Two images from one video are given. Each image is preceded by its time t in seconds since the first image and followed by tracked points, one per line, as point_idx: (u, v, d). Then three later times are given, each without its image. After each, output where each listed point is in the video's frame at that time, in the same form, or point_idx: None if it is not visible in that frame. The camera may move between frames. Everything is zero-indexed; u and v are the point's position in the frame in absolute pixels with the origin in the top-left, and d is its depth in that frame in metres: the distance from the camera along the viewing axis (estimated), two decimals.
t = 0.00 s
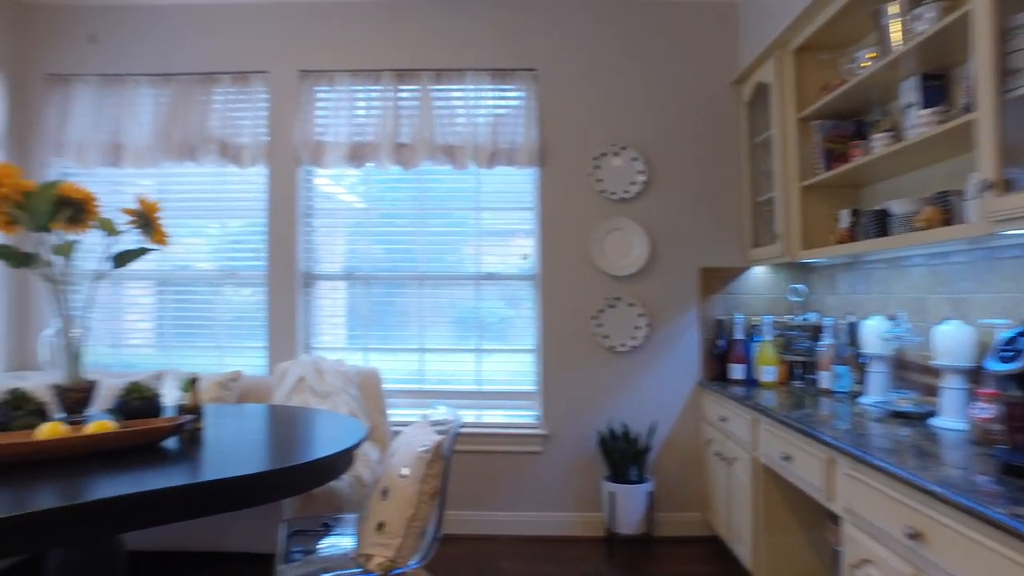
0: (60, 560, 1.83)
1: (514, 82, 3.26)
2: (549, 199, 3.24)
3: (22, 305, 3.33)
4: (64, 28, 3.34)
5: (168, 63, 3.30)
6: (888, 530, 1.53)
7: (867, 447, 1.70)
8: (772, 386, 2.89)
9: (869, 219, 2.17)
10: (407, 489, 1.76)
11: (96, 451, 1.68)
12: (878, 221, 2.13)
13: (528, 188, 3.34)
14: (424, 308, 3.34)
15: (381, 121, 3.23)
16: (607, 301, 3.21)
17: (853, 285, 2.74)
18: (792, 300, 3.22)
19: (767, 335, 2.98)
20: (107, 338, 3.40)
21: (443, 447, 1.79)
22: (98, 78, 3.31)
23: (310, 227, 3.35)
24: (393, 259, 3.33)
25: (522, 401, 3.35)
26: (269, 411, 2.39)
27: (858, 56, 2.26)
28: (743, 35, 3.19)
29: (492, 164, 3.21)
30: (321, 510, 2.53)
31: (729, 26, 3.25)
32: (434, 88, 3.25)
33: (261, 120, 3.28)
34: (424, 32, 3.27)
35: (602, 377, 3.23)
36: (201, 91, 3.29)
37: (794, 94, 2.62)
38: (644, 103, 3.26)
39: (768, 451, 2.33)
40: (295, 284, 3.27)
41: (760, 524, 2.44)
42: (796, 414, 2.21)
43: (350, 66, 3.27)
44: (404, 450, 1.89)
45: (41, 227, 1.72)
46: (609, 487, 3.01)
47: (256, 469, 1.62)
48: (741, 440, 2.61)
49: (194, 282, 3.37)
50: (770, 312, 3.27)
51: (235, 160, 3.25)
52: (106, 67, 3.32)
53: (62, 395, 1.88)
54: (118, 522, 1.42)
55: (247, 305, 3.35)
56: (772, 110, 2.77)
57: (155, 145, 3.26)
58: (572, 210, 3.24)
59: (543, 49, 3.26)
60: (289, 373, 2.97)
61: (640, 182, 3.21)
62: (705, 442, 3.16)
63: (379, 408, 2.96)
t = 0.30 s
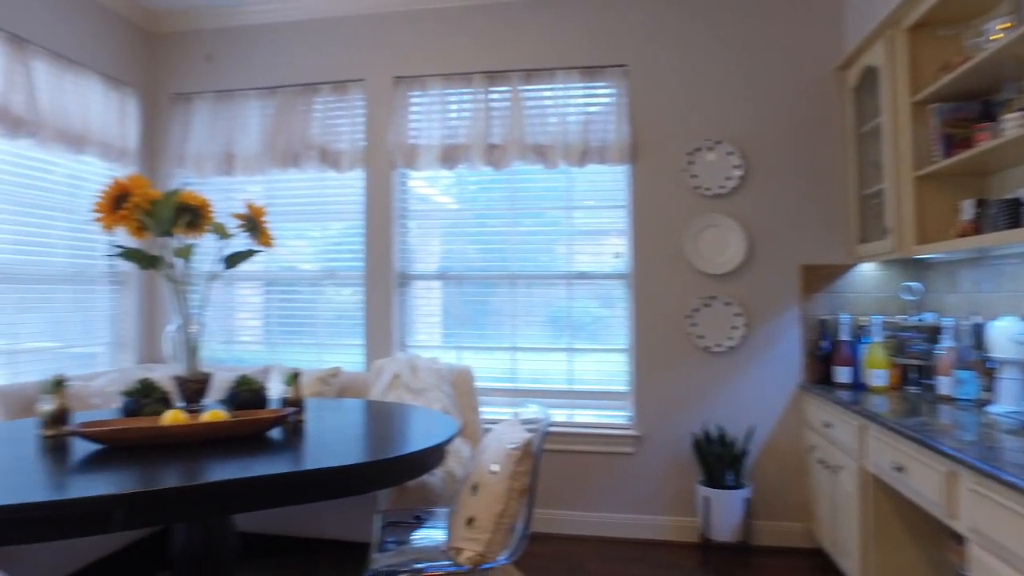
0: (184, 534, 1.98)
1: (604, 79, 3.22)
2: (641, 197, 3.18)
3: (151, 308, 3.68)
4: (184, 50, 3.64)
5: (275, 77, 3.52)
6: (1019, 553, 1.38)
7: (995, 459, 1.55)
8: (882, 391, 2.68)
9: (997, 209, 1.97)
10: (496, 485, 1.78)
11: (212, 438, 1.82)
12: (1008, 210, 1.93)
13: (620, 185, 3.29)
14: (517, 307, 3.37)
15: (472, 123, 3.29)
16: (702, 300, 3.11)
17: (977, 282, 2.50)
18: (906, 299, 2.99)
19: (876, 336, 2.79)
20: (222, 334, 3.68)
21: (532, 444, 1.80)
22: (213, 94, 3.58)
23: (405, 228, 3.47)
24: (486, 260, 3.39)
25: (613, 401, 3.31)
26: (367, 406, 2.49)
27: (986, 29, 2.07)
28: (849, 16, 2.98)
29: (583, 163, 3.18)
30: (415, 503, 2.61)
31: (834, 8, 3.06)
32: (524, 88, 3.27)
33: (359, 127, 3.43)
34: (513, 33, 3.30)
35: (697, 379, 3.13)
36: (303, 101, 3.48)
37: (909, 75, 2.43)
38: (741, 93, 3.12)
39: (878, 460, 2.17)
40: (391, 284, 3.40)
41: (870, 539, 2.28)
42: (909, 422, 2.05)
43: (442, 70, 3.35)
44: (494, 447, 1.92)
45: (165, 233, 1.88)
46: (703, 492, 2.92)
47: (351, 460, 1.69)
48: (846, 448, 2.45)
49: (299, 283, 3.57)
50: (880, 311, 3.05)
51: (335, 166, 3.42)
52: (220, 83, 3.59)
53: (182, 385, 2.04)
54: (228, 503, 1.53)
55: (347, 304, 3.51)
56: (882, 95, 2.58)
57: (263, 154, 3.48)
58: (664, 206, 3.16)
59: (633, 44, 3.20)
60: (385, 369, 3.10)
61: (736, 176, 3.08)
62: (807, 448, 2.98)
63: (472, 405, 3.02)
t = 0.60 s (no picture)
0: (271, 525, 2.09)
1: (683, 73, 3.12)
2: (722, 194, 3.07)
3: (242, 307, 3.88)
4: (275, 62, 3.83)
5: (358, 84, 3.64)
6: None
7: None
8: (992, 400, 2.46)
9: None
10: (572, 486, 1.76)
11: (297, 432, 1.90)
12: None
13: (700, 182, 3.19)
14: (594, 307, 3.33)
15: (549, 123, 3.28)
16: (788, 300, 2.96)
17: None
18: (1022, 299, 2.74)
19: (985, 339, 2.56)
20: (308, 333, 3.85)
21: (608, 445, 1.77)
22: (301, 103, 3.75)
23: (484, 228, 3.50)
24: (564, 260, 3.37)
25: (694, 404, 3.21)
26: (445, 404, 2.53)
27: None
28: None
29: (662, 160, 3.11)
30: (491, 501, 2.63)
31: None
32: (602, 86, 3.23)
33: (437, 130, 3.50)
34: (590, 31, 3.26)
35: (784, 383, 2.98)
36: (384, 106, 3.58)
37: None
38: (832, 81, 2.95)
39: (989, 475, 1.99)
40: (470, 284, 3.44)
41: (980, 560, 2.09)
42: None
43: (519, 71, 3.36)
44: (570, 448, 1.90)
45: (255, 235, 1.98)
46: (788, 500, 2.77)
47: (427, 458, 1.72)
48: (951, 459, 2.26)
49: (381, 283, 3.68)
50: (990, 312, 2.80)
51: (414, 169, 3.50)
52: (307, 92, 3.75)
53: (270, 381, 2.15)
54: (312, 496, 1.59)
55: (426, 304, 3.59)
56: (995, 76, 2.36)
57: (346, 158, 3.61)
58: (747, 203, 3.04)
59: (715, 35, 3.09)
60: (463, 368, 3.14)
61: (826, 170, 2.91)
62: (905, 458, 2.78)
63: (550, 405, 3.01)
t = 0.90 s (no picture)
0: (322, 520, 2.14)
1: (738, 68, 3.04)
2: (778, 191, 2.97)
3: (298, 307, 4.00)
4: (330, 68, 3.93)
5: (410, 88, 3.70)
6: None
7: None
8: None
9: None
10: (622, 488, 1.73)
11: (348, 430, 1.95)
12: None
13: (756, 179, 3.10)
14: (646, 307, 3.28)
15: (600, 121, 3.25)
16: (849, 300, 2.84)
17: None
18: None
19: None
20: (362, 332, 3.94)
21: (659, 448, 1.73)
22: (354, 107, 3.83)
23: (535, 228, 3.50)
24: (617, 260, 3.33)
25: (749, 407, 3.12)
26: (495, 404, 2.54)
27: None
28: None
29: (716, 158, 3.04)
30: (540, 502, 2.63)
31: None
32: (654, 83, 3.18)
33: (487, 131, 3.52)
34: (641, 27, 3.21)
35: (845, 387, 2.86)
36: (435, 108, 3.62)
37: None
38: (897, 71, 2.81)
39: None
40: (522, 284, 3.45)
41: None
42: None
43: (570, 70, 3.34)
44: (620, 449, 1.87)
45: (309, 237, 2.04)
46: (849, 508, 2.66)
47: (474, 458, 1.73)
48: None
49: (433, 283, 3.73)
50: None
51: (465, 170, 3.53)
52: (361, 96, 3.83)
53: (324, 379, 2.21)
54: (361, 492, 1.63)
55: (478, 304, 3.61)
56: None
57: (398, 160, 3.67)
58: (805, 200, 2.93)
59: (771, 27, 3.00)
60: (514, 368, 3.15)
61: (890, 164, 2.78)
62: (979, 468, 2.62)
63: (601, 406, 2.99)
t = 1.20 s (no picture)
0: (362, 518, 2.17)
1: (780, 63, 2.97)
2: (823, 188, 2.90)
3: (339, 307, 4.07)
4: (370, 71, 3.98)
5: (448, 89, 3.72)
6: None
7: None
8: None
9: None
10: (661, 490, 1.71)
11: (387, 428, 1.97)
12: None
13: (799, 176, 3.02)
14: (685, 307, 3.23)
15: (638, 119, 3.22)
16: (898, 300, 2.74)
17: None
18: None
19: None
20: (401, 332, 3.98)
21: (698, 450, 1.71)
22: (393, 109, 3.88)
23: (573, 228, 3.49)
24: (657, 260, 3.29)
25: (793, 410, 3.04)
26: (533, 405, 2.54)
27: None
28: None
29: (757, 155, 2.97)
30: (578, 504, 2.61)
31: None
32: (693, 81, 3.13)
33: (525, 131, 3.52)
34: (679, 23, 3.17)
35: (894, 390, 2.77)
36: (473, 109, 3.64)
37: None
38: (950, 62, 2.70)
39: None
40: (560, 285, 3.44)
41: None
42: None
43: (607, 68, 3.32)
44: (659, 451, 1.85)
45: (349, 238, 2.07)
46: (898, 516, 2.58)
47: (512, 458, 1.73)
48: None
49: (471, 283, 3.75)
50: None
51: (503, 170, 3.54)
52: (399, 99, 3.87)
53: (363, 378, 2.24)
54: (399, 491, 1.65)
55: (515, 304, 3.62)
56: None
57: (436, 161, 3.70)
58: (851, 197, 2.85)
59: (815, 20, 2.92)
60: (552, 369, 3.14)
61: (942, 159, 2.68)
62: None
63: (640, 407, 2.96)
